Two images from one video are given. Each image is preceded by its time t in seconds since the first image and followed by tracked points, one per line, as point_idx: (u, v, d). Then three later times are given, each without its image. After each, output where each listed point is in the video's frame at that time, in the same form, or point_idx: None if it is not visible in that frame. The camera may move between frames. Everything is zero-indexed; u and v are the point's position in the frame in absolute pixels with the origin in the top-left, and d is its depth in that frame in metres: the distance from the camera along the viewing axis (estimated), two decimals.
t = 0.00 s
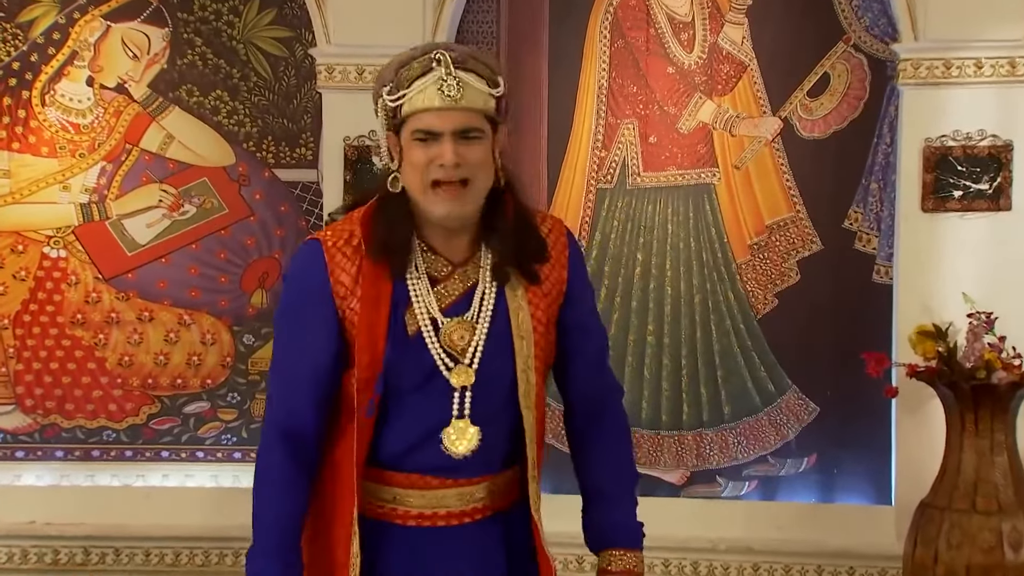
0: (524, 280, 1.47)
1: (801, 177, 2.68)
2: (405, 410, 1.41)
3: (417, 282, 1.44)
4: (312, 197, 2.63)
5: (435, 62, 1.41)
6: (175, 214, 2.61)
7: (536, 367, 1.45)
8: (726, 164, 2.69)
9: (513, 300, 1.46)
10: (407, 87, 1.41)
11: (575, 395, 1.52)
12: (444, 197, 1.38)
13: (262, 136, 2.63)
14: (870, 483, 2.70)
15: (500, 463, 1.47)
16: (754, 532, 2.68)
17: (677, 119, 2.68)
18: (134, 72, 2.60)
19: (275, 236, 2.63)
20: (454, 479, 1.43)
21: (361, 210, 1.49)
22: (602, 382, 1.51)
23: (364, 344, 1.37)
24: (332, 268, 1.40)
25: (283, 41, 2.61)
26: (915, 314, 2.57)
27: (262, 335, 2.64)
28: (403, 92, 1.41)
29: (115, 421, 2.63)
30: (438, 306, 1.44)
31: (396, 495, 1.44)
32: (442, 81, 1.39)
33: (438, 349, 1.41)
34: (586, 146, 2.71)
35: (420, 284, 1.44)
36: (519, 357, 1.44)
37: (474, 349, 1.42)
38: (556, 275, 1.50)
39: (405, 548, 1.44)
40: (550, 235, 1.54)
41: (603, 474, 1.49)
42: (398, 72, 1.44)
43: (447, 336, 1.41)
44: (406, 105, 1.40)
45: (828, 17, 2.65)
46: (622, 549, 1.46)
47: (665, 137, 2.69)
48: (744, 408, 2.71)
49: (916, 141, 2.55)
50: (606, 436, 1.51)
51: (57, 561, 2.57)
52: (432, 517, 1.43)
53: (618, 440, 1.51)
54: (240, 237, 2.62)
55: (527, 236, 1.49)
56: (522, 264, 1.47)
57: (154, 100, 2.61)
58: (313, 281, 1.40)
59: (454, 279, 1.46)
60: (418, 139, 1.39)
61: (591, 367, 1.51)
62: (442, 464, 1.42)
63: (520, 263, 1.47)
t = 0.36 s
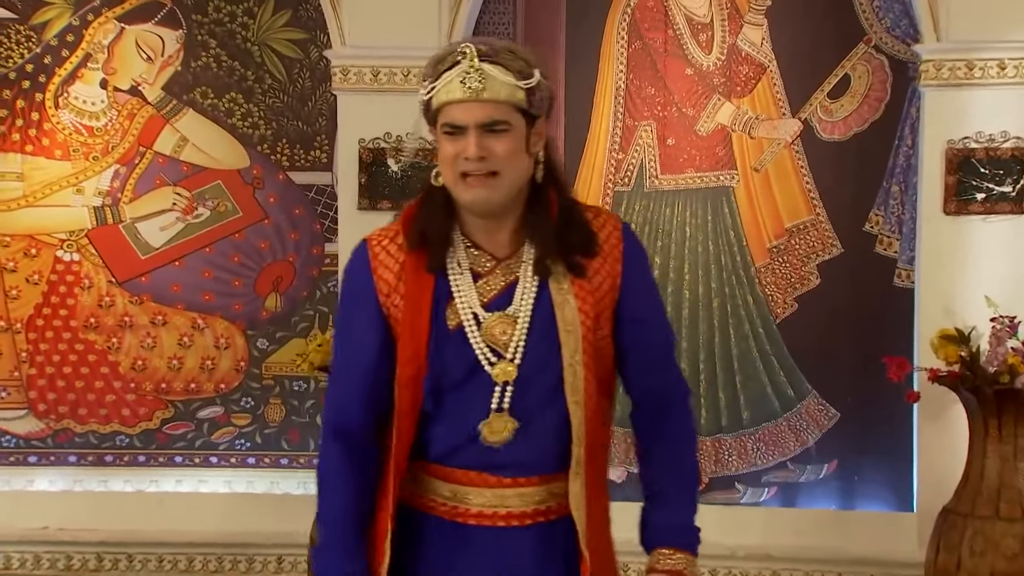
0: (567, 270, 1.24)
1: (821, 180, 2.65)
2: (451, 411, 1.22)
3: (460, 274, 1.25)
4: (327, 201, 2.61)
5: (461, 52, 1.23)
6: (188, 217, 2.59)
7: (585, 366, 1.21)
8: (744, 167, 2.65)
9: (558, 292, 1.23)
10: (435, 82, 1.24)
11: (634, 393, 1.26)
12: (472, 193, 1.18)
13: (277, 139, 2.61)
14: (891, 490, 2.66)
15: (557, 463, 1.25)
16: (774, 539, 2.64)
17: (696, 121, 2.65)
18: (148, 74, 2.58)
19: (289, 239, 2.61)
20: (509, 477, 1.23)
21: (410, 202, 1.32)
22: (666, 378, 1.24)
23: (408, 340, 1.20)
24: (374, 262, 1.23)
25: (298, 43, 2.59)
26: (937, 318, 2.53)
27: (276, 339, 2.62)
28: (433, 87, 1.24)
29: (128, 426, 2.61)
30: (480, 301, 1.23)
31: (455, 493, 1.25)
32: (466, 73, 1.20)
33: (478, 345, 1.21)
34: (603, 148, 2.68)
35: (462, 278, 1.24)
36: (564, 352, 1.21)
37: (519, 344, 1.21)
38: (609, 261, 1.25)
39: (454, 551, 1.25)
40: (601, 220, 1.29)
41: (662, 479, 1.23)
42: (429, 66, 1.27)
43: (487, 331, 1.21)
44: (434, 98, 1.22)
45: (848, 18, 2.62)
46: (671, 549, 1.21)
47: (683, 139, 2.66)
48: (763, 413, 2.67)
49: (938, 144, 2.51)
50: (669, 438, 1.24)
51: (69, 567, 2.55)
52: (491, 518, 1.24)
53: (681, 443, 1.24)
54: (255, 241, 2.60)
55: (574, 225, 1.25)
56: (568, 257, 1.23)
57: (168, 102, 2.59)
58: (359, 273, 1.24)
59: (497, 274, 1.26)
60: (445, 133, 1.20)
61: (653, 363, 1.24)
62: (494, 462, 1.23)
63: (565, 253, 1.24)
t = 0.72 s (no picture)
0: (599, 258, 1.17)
1: (824, 182, 2.63)
2: (482, 403, 1.16)
3: (492, 266, 1.19)
4: (327, 203, 2.60)
5: (505, 42, 1.19)
6: (188, 219, 2.58)
7: (616, 359, 1.13)
8: (747, 169, 2.64)
9: (588, 283, 1.16)
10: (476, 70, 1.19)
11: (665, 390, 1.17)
12: (516, 183, 1.13)
13: (277, 141, 2.59)
14: (896, 494, 2.64)
15: (590, 457, 1.17)
16: (779, 544, 2.62)
17: (698, 123, 2.64)
18: (148, 76, 2.57)
19: (289, 241, 2.59)
20: (540, 470, 1.15)
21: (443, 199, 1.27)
22: (696, 374, 1.14)
23: (438, 330, 1.15)
24: (406, 256, 1.20)
25: (298, 45, 2.58)
26: (941, 321, 2.51)
27: (276, 342, 2.60)
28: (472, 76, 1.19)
29: (127, 430, 2.59)
30: (511, 292, 1.17)
31: (486, 484, 1.17)
32: (512, 61, 1.16)
33: (510, 332, 1.15)
34: (605, 150, 2.67)
35: (494, 270, 1.18)
36: (593, 342, 1.14)
37: (553, 335, 1.14)
38: (639, 253, 1.17)
39: (483, 544, 1.17)
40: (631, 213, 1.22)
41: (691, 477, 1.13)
42: (467, 57, 1.21)
43: (521, 321, 1.14)
44: (477, 88, 1.17)
45: (851, 20, 2.61)
46: (700, 546, 1.10)
47: (685, 141, 2.64)
48: (767, 417, 2.65)
49: (941, 146, 2.49)
50: (701, 435, 1.14)
51: (68, 572, 2.53)
52: (521, 509, 1.15)
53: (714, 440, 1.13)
54: (255, 243, 2.59)
55: (608, 213, 1.19)
56: (602, 244, 1.17)
57: (168, 104, 2.57)
58: (392, 268, 1.21)
59: (528, 265, 1.19)
60: (490, 122, 1.15)
61: (682, 360, 1.15)
62: (524, 454, 1.15)
63: (598, 241, 1.18)
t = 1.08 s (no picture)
0: (576, 249, 1.27)
1: (826, 185, 2.62)
2: (461, 393, 1.22)
3: (468, 260, 1.26)
4: (326, 207, 2.58)
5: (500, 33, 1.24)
6: (186, 223, 2.56)
7: (591, 350, 1.23)
8: (748, 173, 2.62)
9: (565, 276, 1.25)
10: (471, 59, 1.23)
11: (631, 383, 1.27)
12: (510, 172, 1.19)
13: (275, 145, 2.58)
14: (898, 500, 2.62)
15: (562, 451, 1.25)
16: (780, 551, 2.60)
17: (699, 126, 2.62)
18: (146, 79, 2.55)
19: (288, 246, 2.58)
20: (514, 464, 1.22)
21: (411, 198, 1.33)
22: (663, 370, 1.25)
23: (415, 324, 1.21)
24: (379, 254, 1.25)
25: (297, 48, 2.57)
26: (943, 325, 2.50)
27: (274, 347, 2.59)
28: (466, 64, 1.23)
29: (125, 435, 2.57)
30: (488, 285, 1.25)
31: (457, 482, 1.25)
32: (511, 52, 1.22)
33: (491, 326, 1.22)
34: (605, 154, 2.66)
35: (471, 265, 1.25)
36: (571, 333, 1.23)
37: (531, 326, 1.22)
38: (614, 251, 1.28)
39: (464, 546, 1.24)
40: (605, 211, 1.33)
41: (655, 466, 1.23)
42: (455, 49, 1.26)
43: (501, 314, 1.22)
44: (471, 77, 1.22)
45: (853, 23, 2.59)
46: (665, 538, 1.20)
47: (686, 145, 2.63)
48: (768, 422, 2.63)
49: (943, 149, 2.48)
50: (664, 430, 1.24)
51: None
52: (496, 506, 1.23)
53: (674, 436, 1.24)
54: (253, 247, 2.57)
55: (582, 206, 1.29)
56: (578, 233, 1.27)
57: (165, 108, 2.56)
58: (364, 268, 1.25)
59: (504, 257, 1.27)
60: (483, 112, 1.21)
61: (651, 354, 1.26)
62: (503, 445, 1.22)
63: (573, 232, 1.28)
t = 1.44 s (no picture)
0: (553, 249, 1.35)
1: (832, 190, 2.58)
2: (444, 394, 1.26)
3: (449, 261, 1.29)
4: (325, 214, 2.55)
5: (480, 33, 1.29)
6: (184, 230, 2.53)
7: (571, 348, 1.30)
8: (753, 179, 2.59)
9: (544, 275, 1.31)
10: (452, 59, 1.27)
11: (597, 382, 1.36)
12: (495, 172, 1.23)
13: (274, 150, 2.55)
14: (906, 510, 2.58)
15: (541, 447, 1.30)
16: (785, 561, 2.57)
17: (703, 132, 2.59)
18: (143, 84, 2.52)
19: (286, 253, 2.54)
20: (494, 463, 1.27)
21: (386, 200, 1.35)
22: (629, 367, 1.36)
23: (398, 328, 1.24)
24: (357, 255, 1.26)
25: (295, 52, 2.54)
26: (952, 334, 2.46)
27: (272, 355, 2.55)
28: (447, 64, 1.27)
29: (121, 445, 2.53)
30: (470, 286, 1.28)
31: (436, 484, 1.28)
32: (494, 51, 1.27)
33: (474, 327, 1.25)
34: (608, 160, 2.62)
35: (452, 265, 1.29)
36: (553, 333, 1.29)
37: (514, 327, 1.27)
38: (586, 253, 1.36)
39: (451, 547, 1.27)
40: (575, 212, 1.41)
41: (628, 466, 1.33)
42: (435, 50, 1.30)
43: (485, 315, 1.26)
44: (454, 77, 1.26)
45: (860, 27, 2.56)
46: (638, 534, 1.30)
47: (690, 150, 2.59)
48: (773, 432, 2.59)
49: (951, 154, 2.44)
50: (632, 428, 1.34)
51: None
52: (475, 505, 1.27)
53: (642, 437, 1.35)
54: (251, 254, 2.54)
55: (555, 205, 1.36)
56: (555, 231, 1.35)
57: (163, 113, 2.53)
58: (342, 272, 1.25)
59: (485, 258, 1.31)
60: (467, 112, 1.25)
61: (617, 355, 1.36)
62: (487, 447, 1.26)
63: (550, 232, 1.35)
